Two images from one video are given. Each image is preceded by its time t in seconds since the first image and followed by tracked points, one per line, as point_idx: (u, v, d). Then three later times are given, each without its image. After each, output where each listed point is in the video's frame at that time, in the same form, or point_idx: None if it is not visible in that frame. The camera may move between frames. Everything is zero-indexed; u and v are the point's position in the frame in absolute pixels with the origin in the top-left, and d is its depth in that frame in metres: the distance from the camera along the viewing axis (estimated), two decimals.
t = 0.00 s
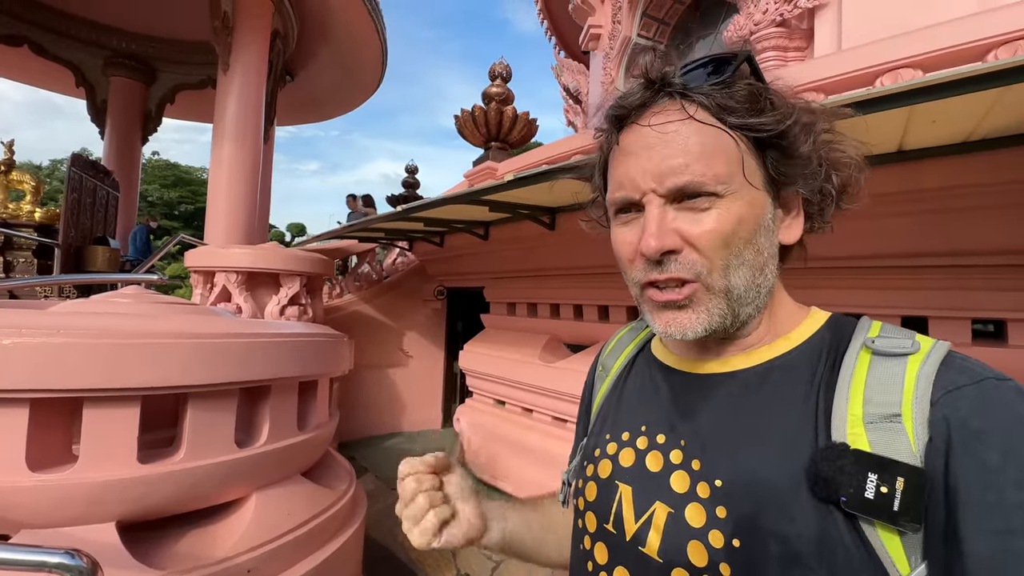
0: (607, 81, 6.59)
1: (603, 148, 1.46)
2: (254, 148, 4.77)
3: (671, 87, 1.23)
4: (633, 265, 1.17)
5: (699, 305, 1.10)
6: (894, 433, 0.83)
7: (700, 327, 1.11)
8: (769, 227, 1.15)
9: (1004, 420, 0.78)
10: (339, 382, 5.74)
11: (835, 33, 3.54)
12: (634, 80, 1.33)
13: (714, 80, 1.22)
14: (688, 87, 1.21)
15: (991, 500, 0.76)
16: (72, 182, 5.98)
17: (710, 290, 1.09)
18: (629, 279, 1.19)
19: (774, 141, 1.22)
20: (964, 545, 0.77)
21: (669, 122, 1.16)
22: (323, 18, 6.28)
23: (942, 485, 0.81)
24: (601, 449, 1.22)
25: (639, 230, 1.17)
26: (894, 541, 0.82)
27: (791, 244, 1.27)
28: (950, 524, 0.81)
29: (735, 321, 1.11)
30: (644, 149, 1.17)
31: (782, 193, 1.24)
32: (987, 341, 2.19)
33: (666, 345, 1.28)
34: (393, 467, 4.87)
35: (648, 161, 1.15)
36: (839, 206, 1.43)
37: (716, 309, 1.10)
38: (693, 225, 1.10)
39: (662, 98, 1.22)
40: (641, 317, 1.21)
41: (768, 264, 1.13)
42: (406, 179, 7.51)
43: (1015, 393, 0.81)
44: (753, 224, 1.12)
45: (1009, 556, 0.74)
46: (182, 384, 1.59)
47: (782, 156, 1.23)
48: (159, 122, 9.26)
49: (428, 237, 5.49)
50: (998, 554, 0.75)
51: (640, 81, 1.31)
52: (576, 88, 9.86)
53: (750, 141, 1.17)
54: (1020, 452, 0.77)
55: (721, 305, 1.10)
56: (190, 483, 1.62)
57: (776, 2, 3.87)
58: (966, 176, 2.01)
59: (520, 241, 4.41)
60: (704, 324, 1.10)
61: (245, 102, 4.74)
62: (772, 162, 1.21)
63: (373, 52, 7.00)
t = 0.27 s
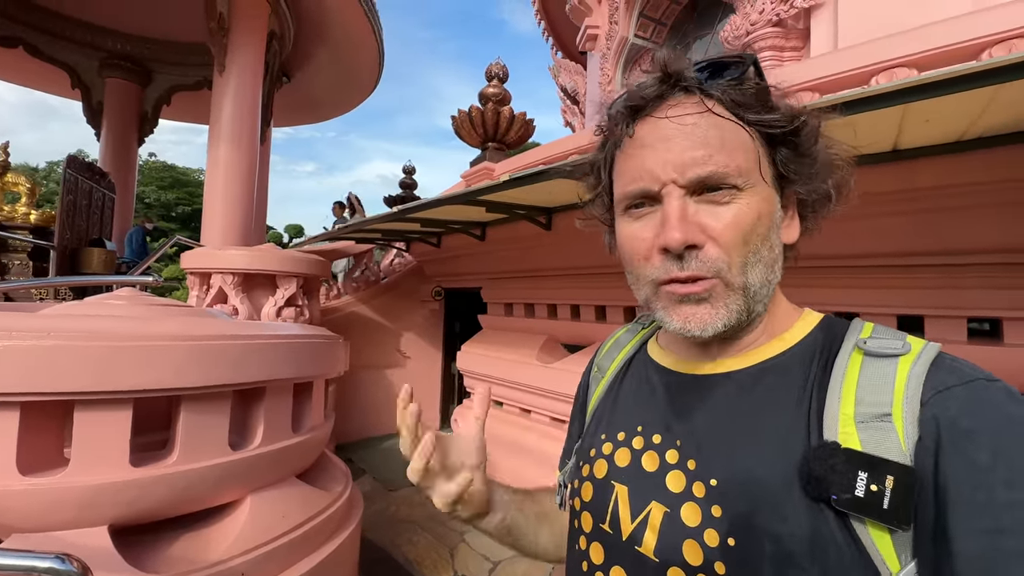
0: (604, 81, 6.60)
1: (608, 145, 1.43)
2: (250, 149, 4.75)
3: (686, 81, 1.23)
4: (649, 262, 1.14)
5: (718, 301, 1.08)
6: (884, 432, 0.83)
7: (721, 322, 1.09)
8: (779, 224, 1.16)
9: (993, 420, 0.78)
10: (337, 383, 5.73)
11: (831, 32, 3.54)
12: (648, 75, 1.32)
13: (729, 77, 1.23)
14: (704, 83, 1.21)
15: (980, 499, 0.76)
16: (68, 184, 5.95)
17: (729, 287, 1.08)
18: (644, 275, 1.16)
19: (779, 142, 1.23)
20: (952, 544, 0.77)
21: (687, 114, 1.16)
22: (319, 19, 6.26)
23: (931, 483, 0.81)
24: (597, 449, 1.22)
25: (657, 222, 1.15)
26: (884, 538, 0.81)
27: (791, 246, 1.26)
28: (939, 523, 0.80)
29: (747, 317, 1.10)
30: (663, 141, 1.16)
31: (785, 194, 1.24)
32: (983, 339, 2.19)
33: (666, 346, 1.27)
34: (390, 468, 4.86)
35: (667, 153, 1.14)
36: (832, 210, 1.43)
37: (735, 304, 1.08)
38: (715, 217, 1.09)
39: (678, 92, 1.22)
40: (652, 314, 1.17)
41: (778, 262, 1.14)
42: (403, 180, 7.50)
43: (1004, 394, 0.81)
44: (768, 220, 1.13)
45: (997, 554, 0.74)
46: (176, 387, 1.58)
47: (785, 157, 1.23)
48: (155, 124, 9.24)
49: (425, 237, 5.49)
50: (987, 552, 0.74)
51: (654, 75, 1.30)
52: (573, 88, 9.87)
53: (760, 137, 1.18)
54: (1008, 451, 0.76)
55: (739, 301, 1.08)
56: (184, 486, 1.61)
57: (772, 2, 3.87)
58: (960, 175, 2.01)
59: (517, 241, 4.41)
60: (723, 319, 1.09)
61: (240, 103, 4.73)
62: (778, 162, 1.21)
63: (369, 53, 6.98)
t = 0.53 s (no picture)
0: (602, 81, 6.63)
1: (618, 135, 1.40)
2: (248, 150, 4.76)
3: (699, 71, 1.24)
4: (665, 245, 1.13)
5: (733, 284, 1.08)
6: (873, 427, 0.85)
7: (735, 307, 1.08)
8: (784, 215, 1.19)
9: (978, 413, 0.80)
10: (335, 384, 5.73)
11: (827, 32, 3.56)
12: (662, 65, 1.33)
13: (739, 71, 1.25)
14: (716, 74, 1.23)
15: (963, 488, 0.78)
16: (65, 186, 5.95)
17: (742, 270, 1.07)
18: (658, 258, 1.14)
19: (782, 139, 1.26)
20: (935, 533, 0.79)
21: (703, 101, 1.18)
22: (317, 20, 6.27)
23: (917, 476, 0.82)
24: (594, 446, 1.23)
25: (674, 205, 1.14)
26: (872, 528, 0.83)
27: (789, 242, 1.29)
28: (924, 514, 0.82)
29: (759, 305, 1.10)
30: (678, 125, 1.16)
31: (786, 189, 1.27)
32: (977, 336, 2.21)
33: (663, 344, 1.28)
34: (390, 468, 4.87)
35: (685, 137, 1.14)
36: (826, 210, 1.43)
37: (748, 289, 1.08)
38: (731, 201, 1.09)
39: (692, 81, 1.23)
40: (663, 301, 1.15)
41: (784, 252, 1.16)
42: (401, 181, 7.52)
43: (988, 389, 0.83)
44: (778, 211, 1.13)
45: (980, 541, 0.76)
46: (176, 387, 1.59)
47: (787, 154, 1.27)
48: (153, 125, 9.23)
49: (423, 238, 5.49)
50: (969, 539, 0.76)
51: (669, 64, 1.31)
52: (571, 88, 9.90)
53: (769, 131, 1.21)
54: (991, 443, 0.78)
55: (752, 286, 1.08)
56: (184, 485, 1.62)
57: (768, 2, 3.90)
58: (953, 174, 2.04)
59: (515, 241, 4.42)
60: (740, 304, 1.08)
61: (239, 105, 4.73)
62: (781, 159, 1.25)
63: (367, 53, 6.99)
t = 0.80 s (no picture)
0: (599, 81, 6.64)
1: (612, 143, 1.40)
2: (245, 152, 4.76)
3: (696, 80, 1.23)
4: (658, 261, 1.14)
5: (727, 300, 1.08)
6: (867, 443, 0.85)
7: (730, 322, 1.08)
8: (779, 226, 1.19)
9: (971, 428, 0.80)
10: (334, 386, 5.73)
11: (824, 32, 3.57)
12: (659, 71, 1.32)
13: (736, 80, 1.24)
14: (713, 83, 1.22)
15: (958, 504, 0.78)
16: (62, 188, 5.95)
17: (737, 285, 1.08)
18: (651, 273, 1.15)
19: (779, 149, 1.27)
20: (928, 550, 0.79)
21: (699, 111, 1.17)
22: (314, 21, 6.26)
23: (910, 492, 0.83)
24: (587, 457, 1.23)
25: (669, 218, 1.14)
26: (866, 545, 0.84)
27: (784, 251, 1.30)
28: (918, 529, 0.83)
29: (754, 318, 1.10)
30: (673, 137, 1.16)
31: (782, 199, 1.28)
32: (972, 336, 2.22)
33: (655, 354, 1.28)
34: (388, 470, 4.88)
35: (680, 149, 1.14)
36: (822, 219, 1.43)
37: (742, 304, 1.08)
38: (726, 216, 1.09)
39: (689, 91, 1.23)
40: (657, 315, 1.16)
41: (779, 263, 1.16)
42: (399, 181, 7.52)
43: (981, 402, 0.83)
44: (774, 223, 1.13)
45: (974, 558, 0.75)
46: (172, 391, 1.59)
47: (784, 164, 1.27)
48: (150, 127, 9.23)
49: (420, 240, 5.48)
50: (963, 557, 0.76)
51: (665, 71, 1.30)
52: (568, 88, 9.92)
53: (766, 142, 1.21)
54: (985, 459, 0.78)
55: (747, 302, 1.08)
56: (181, 490, 1.62)
57: (765, 2, 3.90)
58: (949, 175, 2.04)
59: (513, 242, 4.43)
60: (733, 320, 1.08)
61: (235, 106, 4.73)
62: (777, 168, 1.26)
63: (364, 54, 6.98)
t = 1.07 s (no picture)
0: (598, 81, 6.65)
1: (615, 147, 1.42)
2: (244, 153, 4.76)
3: (699, 84, 1.25)
4: (664, 263, 1.15)
5: (731, 303, 1.09)
6: (870, 448, 0.87)
7: (735, 325, 1.10)
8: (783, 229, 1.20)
9: (974, 434, 0.82)
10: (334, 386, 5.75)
11: (820, 32, 3.59)
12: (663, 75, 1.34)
13: (740, 83, 1.26)
14: (717, 87, 1.24)
15: (961, 509, 0.80)
16: (61, 189, 5.95)
17: (740, 288, 1.09)
18: (655, 276, 1.16)
19: (782, 152, 1.28)
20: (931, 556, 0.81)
21: (704, 115, 1.18)
22: (312, 22, 6.27)
23: (912, 497, 0.85)
24: (589, 460, 1.24)
25: (674, 222, 1.15)
26: (868, 550, 0.86)
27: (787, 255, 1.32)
28: (920, 534, 0.85)
29: (757, 321, 1.12)
30: (677, 141, 1.17)
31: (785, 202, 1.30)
32: (968, 335, 2.24)
33: (659, 355, 1.30)
34: (388, 470, 4.89)
35: (685, 154, 1.15)
36: (825, 222, 1.45)
37: (745, 307, 1.10)
38: (730, 219, 1.10)
39: (692, 95, 1.24)
40: (661, 317, 1.17)
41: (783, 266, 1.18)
42: (397, 182, 7.53)
43: (986, 408, 0.85)
44: (778, 226, 1.15)
45: (977, 563, 0.77)
46: (175, 393, 1.61)
47: (788, 168, 1.28)
48: (148, 127, 9.22)
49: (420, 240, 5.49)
50: (966, 562, 0.78)
51: (670, 76, 1.32)
52: (566, 88, 9.95)
53: (770, 145, 1.22)
54: (988, 465, 0.80)
55: (749, 305, 1.10)
56: (185, 491, 1.63)
57: (762, 2, 3.92)
58: (946, 175, 2.06)
59: (512, 242, 4.44)
60: (737, 321, 1.10)
61: (235, 107, 4.73)
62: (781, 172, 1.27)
63: (362, 54, 6.99)
